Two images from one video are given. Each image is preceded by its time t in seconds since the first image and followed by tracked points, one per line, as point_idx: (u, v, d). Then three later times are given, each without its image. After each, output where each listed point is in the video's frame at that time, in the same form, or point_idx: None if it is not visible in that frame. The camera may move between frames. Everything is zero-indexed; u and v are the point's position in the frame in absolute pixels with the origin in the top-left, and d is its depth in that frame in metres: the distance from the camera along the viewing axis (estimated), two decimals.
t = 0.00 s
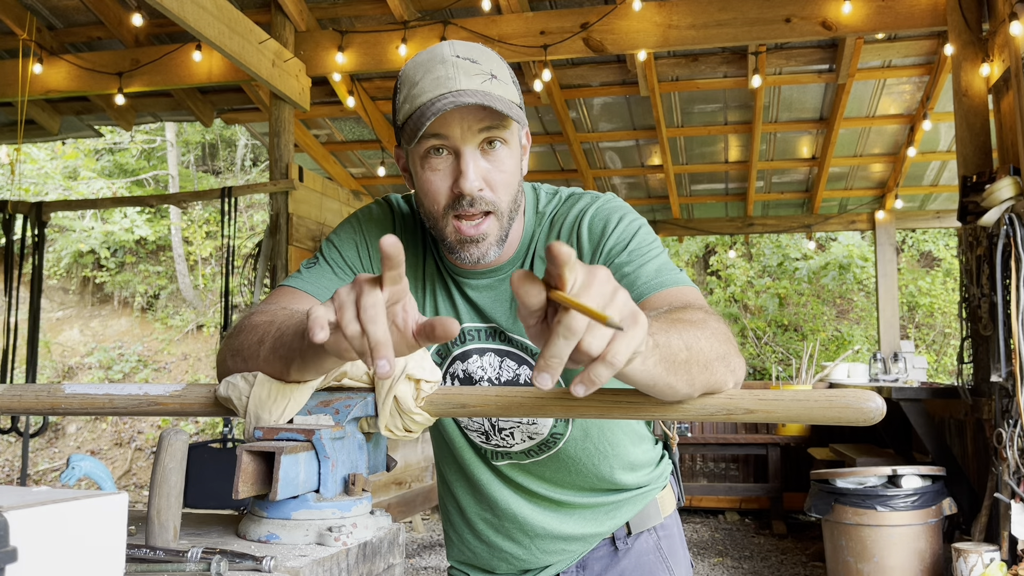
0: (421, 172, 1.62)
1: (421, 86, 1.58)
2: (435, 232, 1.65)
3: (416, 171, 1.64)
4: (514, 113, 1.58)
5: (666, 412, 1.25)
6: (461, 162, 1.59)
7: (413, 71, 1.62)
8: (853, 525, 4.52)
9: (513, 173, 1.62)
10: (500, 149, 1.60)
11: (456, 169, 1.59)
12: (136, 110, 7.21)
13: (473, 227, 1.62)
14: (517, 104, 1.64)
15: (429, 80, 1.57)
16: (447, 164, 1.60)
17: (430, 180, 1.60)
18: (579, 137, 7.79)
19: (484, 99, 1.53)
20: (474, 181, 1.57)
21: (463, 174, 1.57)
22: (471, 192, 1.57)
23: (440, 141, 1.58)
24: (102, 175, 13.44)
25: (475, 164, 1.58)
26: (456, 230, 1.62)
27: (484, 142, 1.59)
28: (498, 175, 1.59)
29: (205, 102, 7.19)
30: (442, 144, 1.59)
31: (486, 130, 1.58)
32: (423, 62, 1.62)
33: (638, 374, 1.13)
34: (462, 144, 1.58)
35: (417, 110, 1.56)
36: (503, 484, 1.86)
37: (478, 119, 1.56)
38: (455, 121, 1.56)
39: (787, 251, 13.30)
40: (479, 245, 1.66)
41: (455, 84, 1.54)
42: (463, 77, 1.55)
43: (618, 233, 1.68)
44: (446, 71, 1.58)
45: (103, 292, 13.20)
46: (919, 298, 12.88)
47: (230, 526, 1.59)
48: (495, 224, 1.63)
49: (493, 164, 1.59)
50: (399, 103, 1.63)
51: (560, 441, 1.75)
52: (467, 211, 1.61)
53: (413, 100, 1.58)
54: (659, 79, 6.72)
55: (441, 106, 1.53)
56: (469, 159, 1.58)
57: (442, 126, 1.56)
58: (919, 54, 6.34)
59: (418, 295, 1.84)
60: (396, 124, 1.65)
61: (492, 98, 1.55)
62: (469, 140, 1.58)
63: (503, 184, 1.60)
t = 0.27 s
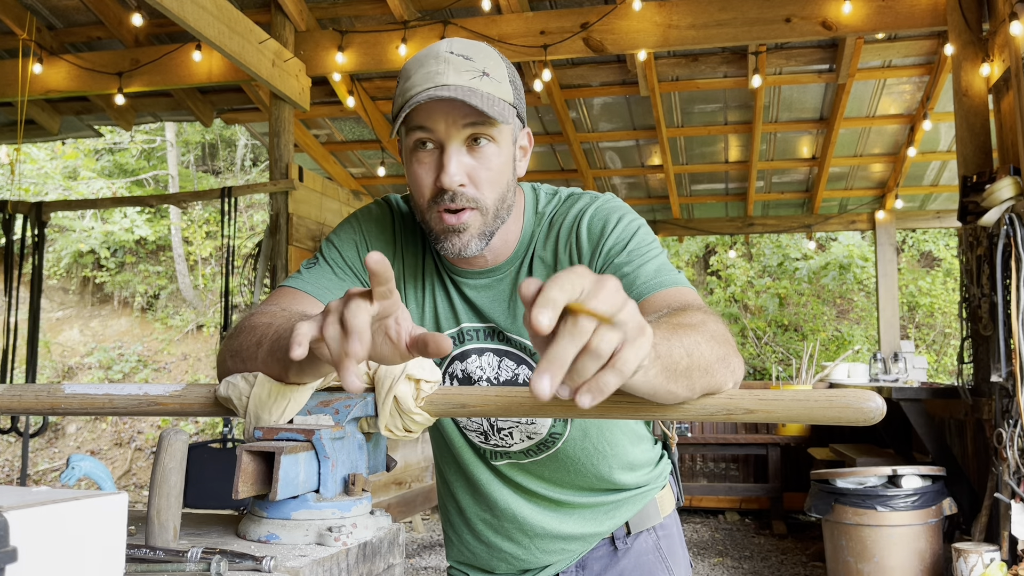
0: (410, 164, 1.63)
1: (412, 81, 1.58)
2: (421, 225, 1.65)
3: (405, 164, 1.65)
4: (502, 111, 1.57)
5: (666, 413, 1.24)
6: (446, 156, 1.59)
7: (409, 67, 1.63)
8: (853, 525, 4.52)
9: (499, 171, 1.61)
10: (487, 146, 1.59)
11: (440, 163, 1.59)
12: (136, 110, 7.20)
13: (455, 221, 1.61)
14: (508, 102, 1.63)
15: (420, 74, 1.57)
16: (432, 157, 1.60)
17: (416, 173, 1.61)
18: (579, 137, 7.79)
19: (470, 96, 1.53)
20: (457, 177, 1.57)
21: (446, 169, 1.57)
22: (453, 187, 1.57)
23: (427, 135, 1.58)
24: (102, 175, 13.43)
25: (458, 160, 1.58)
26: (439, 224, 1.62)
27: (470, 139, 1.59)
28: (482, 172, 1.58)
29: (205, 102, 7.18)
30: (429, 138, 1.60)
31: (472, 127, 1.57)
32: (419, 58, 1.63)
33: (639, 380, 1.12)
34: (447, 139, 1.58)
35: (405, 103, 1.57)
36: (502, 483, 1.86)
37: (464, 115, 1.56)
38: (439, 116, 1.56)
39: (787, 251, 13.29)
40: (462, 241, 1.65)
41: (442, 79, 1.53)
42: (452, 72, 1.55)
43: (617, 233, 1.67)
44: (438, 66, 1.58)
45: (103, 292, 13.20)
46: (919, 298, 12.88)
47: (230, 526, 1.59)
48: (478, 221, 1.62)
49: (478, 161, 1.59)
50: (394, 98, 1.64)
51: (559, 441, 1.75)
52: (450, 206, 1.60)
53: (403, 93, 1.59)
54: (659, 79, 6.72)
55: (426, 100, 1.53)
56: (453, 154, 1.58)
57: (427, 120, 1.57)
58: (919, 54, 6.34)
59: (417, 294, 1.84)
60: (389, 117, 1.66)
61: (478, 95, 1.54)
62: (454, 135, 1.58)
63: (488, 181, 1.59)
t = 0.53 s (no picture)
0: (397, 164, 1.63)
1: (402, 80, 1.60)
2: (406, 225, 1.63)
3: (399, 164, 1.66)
4: (482, 113, 1.55)
5: (665, 412, 1.24)
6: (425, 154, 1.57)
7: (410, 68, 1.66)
8: (853, 525, 4.52)
9: (479, 174, 1.56)
10: (468, 148, 1.56)
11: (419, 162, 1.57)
12: (136, 110, 7.21)
13: (432, 222, 1.58)
14: (497, 106, 1.60)
15: (411, 73, 1.59)
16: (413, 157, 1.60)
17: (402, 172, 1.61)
18: (579, 137, 7.78)
19: (449, 94, 1.53)
20: (433, 175, 1.54)
21: (422, 167, 1.55)
22: (429, 185, 1.54)
23: (410, 132, 1.58)
24: (102, 175, 13.43)
25: (436, 160, 1.56)
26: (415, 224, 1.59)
27: (450, 141, 1.56)
28: (461, 172, 1.55)
29: (205, 102, 7.18)
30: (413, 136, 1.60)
31: (451, 128, 1.55)
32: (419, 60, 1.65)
33: (633, 374, 1.13)
34: (428, 138, 1.56)
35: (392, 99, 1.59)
36: (503, 484, 1.86)
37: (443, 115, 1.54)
38: (420, 113, 1.55)
39: (787, 251, 13.29)
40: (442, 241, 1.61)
41: (426, 77, 1.55)
42: (436, 72, 1.56)
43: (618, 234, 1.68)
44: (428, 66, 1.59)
45: (103, 292, 13.21)
46: (919, 298, 12.88)
47: (230, 527, 1.59)
48: (455, 223, 1.59)
49: (458, 160, 1.56)
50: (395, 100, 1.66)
51: (559, 441, 1.76)
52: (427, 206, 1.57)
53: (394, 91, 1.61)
54: (659, 79, 6.72)
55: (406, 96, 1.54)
56: (432, 153, 1.56)
57: (408, 117, 1.57)
58: (919, 54, 6.34)
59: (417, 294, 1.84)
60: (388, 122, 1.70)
61: (456, 95, 1.53)
62: (434, 135, 1.56)
63: (467, 181, 1.56)
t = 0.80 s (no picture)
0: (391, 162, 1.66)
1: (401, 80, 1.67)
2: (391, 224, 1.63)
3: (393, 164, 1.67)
4: (459, 109, 1.54)
5: (666, 412, 1.25)
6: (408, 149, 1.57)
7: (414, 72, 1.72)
8: (853, 525, 4.52)
9: (458, 171, 1.54)
10: (447, 144, 1.54)
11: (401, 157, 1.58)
12: (136, 110, 7.21)
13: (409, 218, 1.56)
14: (482, 106, 1.59)
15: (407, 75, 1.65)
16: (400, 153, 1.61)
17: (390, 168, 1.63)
18: (580, 137, 7.78)
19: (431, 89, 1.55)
20: (412, 169, 1.53)
21: (400, 162, 1.55)
22: (408, 179, 1.53)
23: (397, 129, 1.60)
24: (102, 175, 13.43)
25: (415, 154, 1.55)
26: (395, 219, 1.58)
27: (430, 137, 1.55)
28: (439, 166, 1.54)
29: (205, 102, 7.18)
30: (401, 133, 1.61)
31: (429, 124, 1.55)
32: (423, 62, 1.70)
33: (634, 370, 1.16)
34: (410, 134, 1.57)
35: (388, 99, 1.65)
36: (504, 483, 1.86)
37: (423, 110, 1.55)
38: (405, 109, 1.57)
39: (786, 251, 13.29)
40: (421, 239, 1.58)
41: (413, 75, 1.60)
42: (425, 70, 1.60)
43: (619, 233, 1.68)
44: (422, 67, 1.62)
45: (103, 292, 13.21)
46: (919, 298, 12.88)
47: (230, 526, 1.59)
48: (431, 219, 1.55)
49: (437, 156, 1.55)
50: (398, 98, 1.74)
51: (561, 441, 1.76)
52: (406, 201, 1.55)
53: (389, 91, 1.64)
54: (659, 79, 6.72)
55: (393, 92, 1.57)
56: (413, 149, 1.56)
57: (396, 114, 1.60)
58: (919, 54, 6.34)
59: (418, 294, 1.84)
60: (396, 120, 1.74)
61: (435, 90, 1.55)
62: (415, 131, 1.56)
63: (445, 176, 1.54)
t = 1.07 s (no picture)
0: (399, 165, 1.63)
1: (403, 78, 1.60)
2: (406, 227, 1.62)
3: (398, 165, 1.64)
4: (482, 113, 1.53)
5: (666, 412, 1.25)
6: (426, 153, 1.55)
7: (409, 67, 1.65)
8: (853, 525, 4.52)
9: (480, 173, 1.55)
10: (468, 148, 1.54)
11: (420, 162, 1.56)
12: (136, 110, 7.21)
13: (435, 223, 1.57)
14: (498, 107, 1.59)
15: (411, 72, 1.59)
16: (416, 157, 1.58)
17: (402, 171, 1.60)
18: (580, 137, 7.78)
19: (450, 92, 1.52)
20: (436, 174, 1.52)
21: (422, 167, 1.53)
22: (431, 185, 1.53)
23: (411, 132, 1.57)
24: (102, 175, 13.43)
25: (437, 159, 1.54)
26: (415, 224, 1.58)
27: (451, 140, 1.55)
28: (463, 171, 1.54)
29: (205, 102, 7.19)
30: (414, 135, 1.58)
31: (451, 126, 1.53)
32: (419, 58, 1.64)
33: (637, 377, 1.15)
34: (427, 137, 1.55)
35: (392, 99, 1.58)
36: (504, 483, 1.86)
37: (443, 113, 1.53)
38: (421, 112, 1.54)
39: (786, 251, 13.30)
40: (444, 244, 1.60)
41: (427, 76, 1.54)
42: (438, 70, 1.55)
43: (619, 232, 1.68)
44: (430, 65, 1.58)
45: (103, 292, 13.21)
46: (919, 298, 12.89)
47: (230, 527, 1.59)
48: (458, 225, 1.58)
49: (460, 160, 1.55)
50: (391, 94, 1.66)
51: (561, 441, 1.76)
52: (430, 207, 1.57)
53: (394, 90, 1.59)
54: (659, 79, 6.72)
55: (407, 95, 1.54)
56: (432, 153, 1.54)
57: (409, 117, 1.55)
58: (919, 54, 6.34)
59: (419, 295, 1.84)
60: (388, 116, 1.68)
61: (456, 94, 1.52)
62: (434, 135, 1.54)
63: (469, 181, 1.55)
